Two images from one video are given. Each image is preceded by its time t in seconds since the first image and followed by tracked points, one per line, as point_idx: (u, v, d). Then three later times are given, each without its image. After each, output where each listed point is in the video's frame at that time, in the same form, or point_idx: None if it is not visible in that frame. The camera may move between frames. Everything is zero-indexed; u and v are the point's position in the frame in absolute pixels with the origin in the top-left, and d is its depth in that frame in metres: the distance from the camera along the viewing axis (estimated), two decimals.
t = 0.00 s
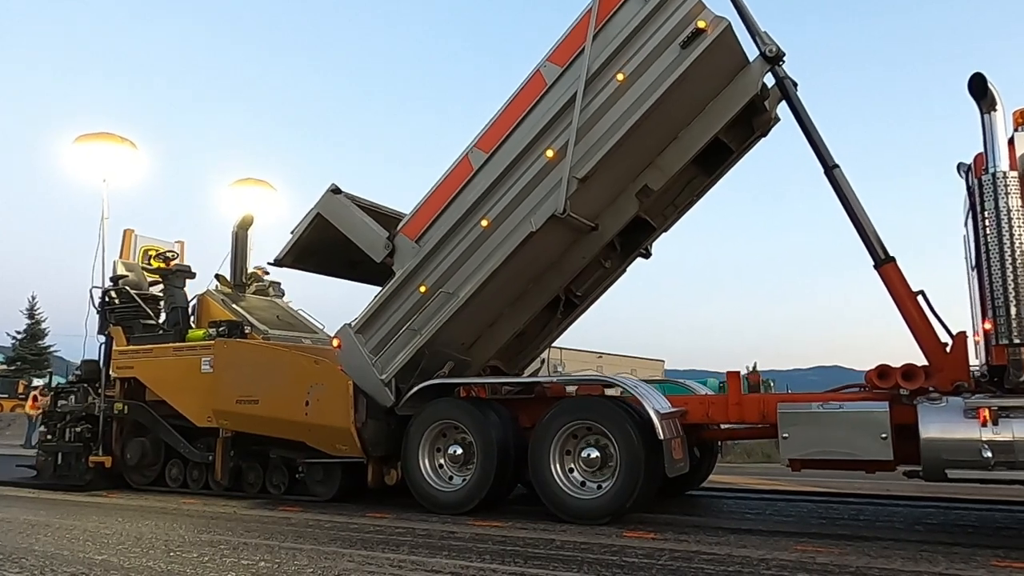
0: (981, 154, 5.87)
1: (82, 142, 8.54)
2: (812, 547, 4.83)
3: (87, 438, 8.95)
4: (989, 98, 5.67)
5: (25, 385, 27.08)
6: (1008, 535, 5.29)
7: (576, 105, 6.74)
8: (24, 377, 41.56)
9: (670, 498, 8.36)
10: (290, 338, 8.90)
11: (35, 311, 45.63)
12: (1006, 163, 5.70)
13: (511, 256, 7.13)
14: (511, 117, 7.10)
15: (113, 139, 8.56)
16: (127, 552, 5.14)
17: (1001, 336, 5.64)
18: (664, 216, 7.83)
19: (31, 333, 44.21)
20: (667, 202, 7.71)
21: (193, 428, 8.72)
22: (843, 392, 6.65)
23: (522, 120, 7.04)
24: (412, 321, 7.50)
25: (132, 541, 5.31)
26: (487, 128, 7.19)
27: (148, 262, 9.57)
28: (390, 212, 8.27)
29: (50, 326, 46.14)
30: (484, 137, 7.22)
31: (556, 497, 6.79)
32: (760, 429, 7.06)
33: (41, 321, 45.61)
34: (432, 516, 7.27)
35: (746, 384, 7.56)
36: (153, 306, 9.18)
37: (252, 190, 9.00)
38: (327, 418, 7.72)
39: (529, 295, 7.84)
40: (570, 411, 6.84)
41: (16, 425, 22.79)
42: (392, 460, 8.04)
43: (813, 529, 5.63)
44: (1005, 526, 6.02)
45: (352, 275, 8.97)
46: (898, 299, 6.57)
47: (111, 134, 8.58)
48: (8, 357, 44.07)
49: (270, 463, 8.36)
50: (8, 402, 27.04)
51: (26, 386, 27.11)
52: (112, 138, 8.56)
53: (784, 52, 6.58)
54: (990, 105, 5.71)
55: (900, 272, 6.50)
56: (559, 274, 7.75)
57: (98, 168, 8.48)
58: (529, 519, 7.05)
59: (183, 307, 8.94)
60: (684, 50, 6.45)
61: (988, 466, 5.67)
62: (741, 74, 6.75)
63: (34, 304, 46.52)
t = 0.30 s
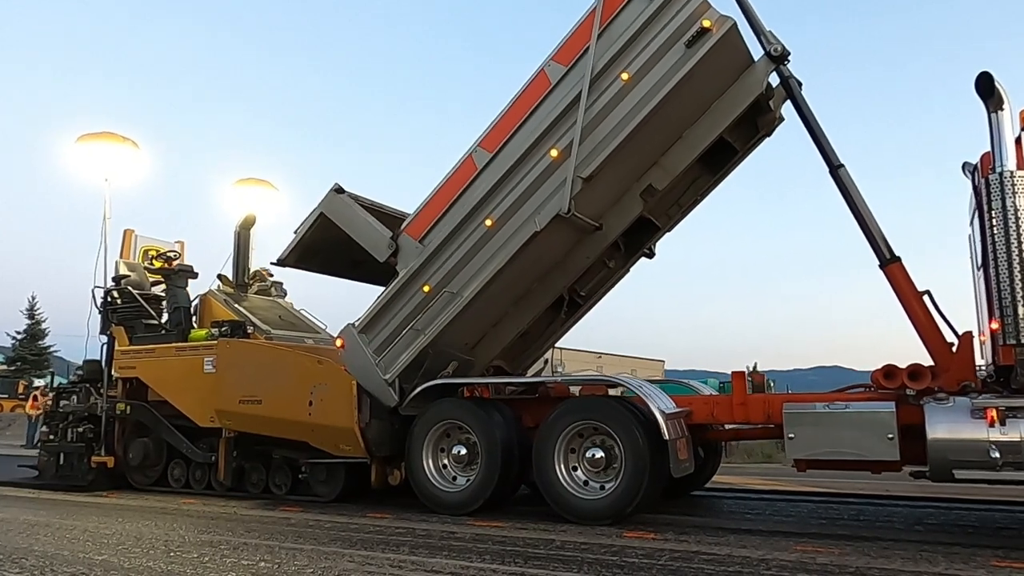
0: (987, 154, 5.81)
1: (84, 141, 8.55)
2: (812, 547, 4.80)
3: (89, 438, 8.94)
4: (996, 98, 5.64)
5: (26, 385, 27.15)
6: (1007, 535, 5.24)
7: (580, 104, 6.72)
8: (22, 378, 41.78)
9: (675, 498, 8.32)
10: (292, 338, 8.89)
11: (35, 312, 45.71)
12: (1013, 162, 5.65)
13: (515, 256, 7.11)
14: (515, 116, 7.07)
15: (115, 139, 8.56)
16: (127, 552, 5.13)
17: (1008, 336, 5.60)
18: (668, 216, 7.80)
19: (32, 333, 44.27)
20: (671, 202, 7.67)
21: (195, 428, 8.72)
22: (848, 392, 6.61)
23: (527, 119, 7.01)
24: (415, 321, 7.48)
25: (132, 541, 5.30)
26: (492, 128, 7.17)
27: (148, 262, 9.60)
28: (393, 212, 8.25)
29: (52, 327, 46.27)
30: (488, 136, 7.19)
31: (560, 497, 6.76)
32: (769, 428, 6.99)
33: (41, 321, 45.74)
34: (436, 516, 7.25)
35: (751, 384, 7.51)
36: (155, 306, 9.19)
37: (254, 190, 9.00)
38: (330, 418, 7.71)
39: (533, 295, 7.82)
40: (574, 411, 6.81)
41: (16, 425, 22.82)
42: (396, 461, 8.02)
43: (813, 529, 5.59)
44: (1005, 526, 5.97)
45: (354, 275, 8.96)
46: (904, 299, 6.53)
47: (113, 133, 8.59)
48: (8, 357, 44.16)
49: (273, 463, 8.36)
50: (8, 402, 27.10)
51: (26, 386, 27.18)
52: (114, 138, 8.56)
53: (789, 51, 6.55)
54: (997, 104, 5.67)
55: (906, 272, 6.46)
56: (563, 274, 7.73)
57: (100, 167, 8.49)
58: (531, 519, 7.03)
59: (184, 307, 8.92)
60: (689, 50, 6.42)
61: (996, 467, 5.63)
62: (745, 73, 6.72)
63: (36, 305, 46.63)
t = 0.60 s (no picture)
0: (994, 153, 5.76)
1: (85, 141, 8.56)
2: (811, 547, 4.76)
3: (91, 438, 8.92)
4: (1003, 96, 5.59)
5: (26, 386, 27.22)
6: (1007, 535, 5.19)
7: (585, 103, 6.68)
8: (21, 378, 41.88)
9: (679, 498, 8.28)
10: (294, 337, 8.87)
11: (36, 312, 45.83)
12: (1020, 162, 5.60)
13: (519, 255, 7.08)
14: (519, 115, 7.04)
15: (116, 138, 8.57)
16: (127, 552, 5.11)
17: (1016, 335, 5.54)
18: (672, 215, 7.75)
19: (31, 333, 44.35)
20: (675, 201, 7.63)
21: (197, 428, 8.71)
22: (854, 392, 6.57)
23: (531, 118, 6.97)
24: (418, 321, 7.46)
25: (132, 541, 5.29)
26: (495, 126, 7.14)
27: (149, 260, 9.70)
28: (395, 211, 8.22)
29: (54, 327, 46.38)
30: (492, 135, 7.16)
31: (564, 497, 6.73)
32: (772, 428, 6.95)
33: (40, 321, 45.85)
34: (439, 516, 7.22)
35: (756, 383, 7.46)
36: (157, 306, 9.19)
37: (255, 189, 9.00)
38: (333, 418, 7.70)
39: (536, 294, 7.79)
40: (579, 411, 6.79)
41: (15, 425, 22.85)
42: (399, 461, 7.99)
43: (813, 529, 5.54)
44: (1004, 526, 5.92)
45: (357, 275, 8.94)
46: (910, 299, 6.48)
47: (114, 132, 8.59)
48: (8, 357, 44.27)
49: (275, 463, 8.35)
50: (7, 402, 27.16)
51: (26, 386, 27.23)
52: (116, 137, 8.56)
53: (794, 50, 6.51)
54: (1004, 103, 5.62)
55: (911, 271, 6.41)
56: (567, 273, 7.70)
57: (102, 167, 8.50)
58: (531, 519, 7.00)
59: (187, 306, 8.90)
60: (694, 48, 6.39)
61: (1003, 467, 5.58)
62: (750, 72, 6.69)
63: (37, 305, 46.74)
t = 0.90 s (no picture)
0: (1000, 152, 5.72)
1: (87, 140, 8.56)
2: (811, 547, 4.72)
3: (93, 438, 8.95)
4: (1010, 94, 5.54)
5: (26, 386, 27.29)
6: (1008, 535, 5.15)
7: (589, 102, 6.65)
8: (20, 378, 42.05)
9: (683, 498, 8.23)
10: (297, 337, 8.86)
11: (32, 313, 45.87)
12: None
13: (523, 255, 7.05)
14: (522, 114, 7.01)
15: (118, 137, 8.57)
16: (127, 552, 5.10)
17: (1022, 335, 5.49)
18: (676, 214, 7.72)
19: (32, 333, 44.37)
20: (678, 200, 7.59)
21: (199, 428, 8.70)
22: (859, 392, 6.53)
23: (535, 117, 6.95)
24: (421, 320, 7.44)
25: (132, 541, 5.28)
26: (499, 126, 7.11)
27: (149, 259, 9.79)
28: (398, 211, 8.19)
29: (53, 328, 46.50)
30: (495, 134, 7.13)
31: (568, 497, 6.70)
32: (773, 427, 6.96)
33: (40, 321, 45.94)
34: (443, 517, 7.20)
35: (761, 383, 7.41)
36: (159, 306, 9.17)
37: (256, 189, 8.99)
38: (336, 418, 7.68)
39: (540, 294, 7.76)
40: (583, 411, 6.75)
41: (15, 425, 22.86)
42: (402, 461, 7.97)
43: (813, 529, 5.50)
44: (1004, 526, 5.86)
45: (359, 274, 8.93)
46: (915, 299, 6.44)
47: (116, 132, 8.59)
48: (7, 356, 44.38)
49: (278, 463, 8.34)
50: (7, 401, 27.21)
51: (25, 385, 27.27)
52: (118, 137, 8.56)
53: (798, 49, 6.48)
54: (1011, 101, 5.57)
55: (917, 271, 6.37)
56: (570, 273, 7.66)
57: (104, 166, 8.50)
58: (532, 519, 6.97)
59: (189, 305, 8.91)
60: (698, 47, 6.36)
61: (1010, 467, 5.54)
62: (754, 71, 6.66)
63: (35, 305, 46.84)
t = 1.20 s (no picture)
0: (1008, 151, 5.64)
1: (89, 139, 8.59)
2: (811, 547, 4.68)
3: (95, 438, 8.98)
4: (1018, 94, 5.50)
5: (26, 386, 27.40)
6: (1008, 535, 5.10)
7: (594, 101, 6.62)
8: (20, 378, 42.23)
9: (687, 498, 8.18)
10: (299, 337, 8.85)
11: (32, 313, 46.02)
12: None
13: (527, 254, 7.03)
14: (527, 113, 6.98)
15: (120, 137, 8.60)
16: (127, 552, 5.09)
17: None
18: (680, 213, 7.68)
19: (31, 333, 44.70)
20: (683, 199, 7.55)
21: (202, 428, 8.70)
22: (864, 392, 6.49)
23: (540, 116, 6.91)
24: (425, 320, 7.42)
25: (132, 541, 5.27)
26: (503, 125, 7.07)
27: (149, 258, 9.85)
28: (402, 210, 8.17)
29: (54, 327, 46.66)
30: (500, 133, 7.09)
31: (572, 497, 6.67)
32: (775, 427, 6.95)
33: (39, 321, 46.09)
34: (447, 517, 7.17)
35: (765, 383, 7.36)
36: (162, 306, 9.18)
37: (259, 188, 8.99)
38: (340, 418, 7.67)
39: (544, 293, 7.73)
40: (587, 411, 6.72)
41: (16, 424, 22.92)
42: (406, 461, 7.95)
43: (813, 529, 5.46)
44: (1005, 526, 5.81)
45: (361, 274, 8.91)
46: (921, 299, 6.40)
47: (118, 131, 8.62)
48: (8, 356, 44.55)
49: (280, 463, 8.33)
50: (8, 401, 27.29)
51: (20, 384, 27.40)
52: (120, 136, 8.60)
53: (805, 48, 6.45)
54: (1018, 101, 5.53)
55: (923, 271, 6.32)
56: (575, 272, 7.63)
57: (106, 166, 8.54)
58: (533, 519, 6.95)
59: (191, 304, 8.96)
60: (704, 46, 6.32)
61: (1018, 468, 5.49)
62: (760, 70, 6.62)
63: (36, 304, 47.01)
